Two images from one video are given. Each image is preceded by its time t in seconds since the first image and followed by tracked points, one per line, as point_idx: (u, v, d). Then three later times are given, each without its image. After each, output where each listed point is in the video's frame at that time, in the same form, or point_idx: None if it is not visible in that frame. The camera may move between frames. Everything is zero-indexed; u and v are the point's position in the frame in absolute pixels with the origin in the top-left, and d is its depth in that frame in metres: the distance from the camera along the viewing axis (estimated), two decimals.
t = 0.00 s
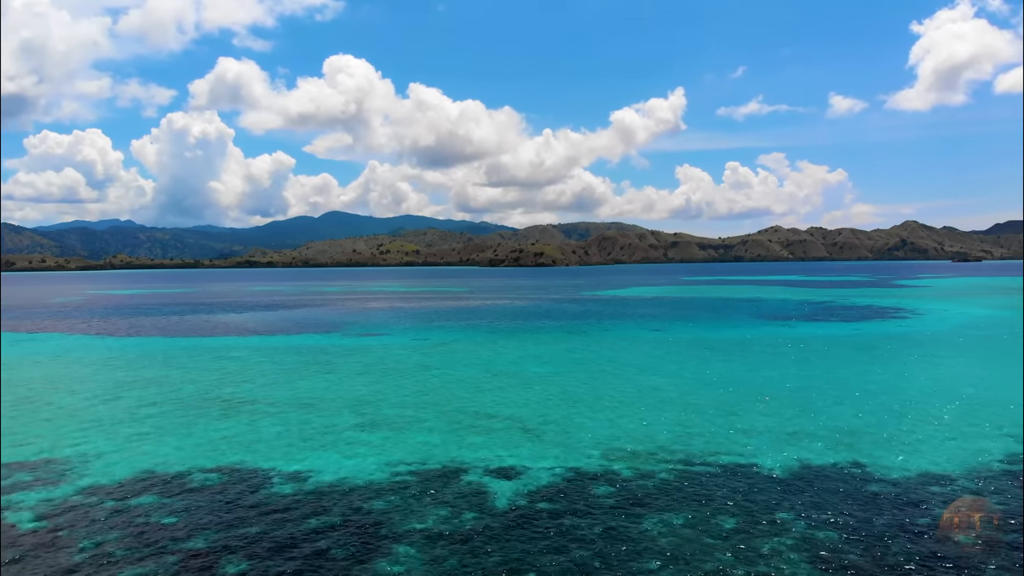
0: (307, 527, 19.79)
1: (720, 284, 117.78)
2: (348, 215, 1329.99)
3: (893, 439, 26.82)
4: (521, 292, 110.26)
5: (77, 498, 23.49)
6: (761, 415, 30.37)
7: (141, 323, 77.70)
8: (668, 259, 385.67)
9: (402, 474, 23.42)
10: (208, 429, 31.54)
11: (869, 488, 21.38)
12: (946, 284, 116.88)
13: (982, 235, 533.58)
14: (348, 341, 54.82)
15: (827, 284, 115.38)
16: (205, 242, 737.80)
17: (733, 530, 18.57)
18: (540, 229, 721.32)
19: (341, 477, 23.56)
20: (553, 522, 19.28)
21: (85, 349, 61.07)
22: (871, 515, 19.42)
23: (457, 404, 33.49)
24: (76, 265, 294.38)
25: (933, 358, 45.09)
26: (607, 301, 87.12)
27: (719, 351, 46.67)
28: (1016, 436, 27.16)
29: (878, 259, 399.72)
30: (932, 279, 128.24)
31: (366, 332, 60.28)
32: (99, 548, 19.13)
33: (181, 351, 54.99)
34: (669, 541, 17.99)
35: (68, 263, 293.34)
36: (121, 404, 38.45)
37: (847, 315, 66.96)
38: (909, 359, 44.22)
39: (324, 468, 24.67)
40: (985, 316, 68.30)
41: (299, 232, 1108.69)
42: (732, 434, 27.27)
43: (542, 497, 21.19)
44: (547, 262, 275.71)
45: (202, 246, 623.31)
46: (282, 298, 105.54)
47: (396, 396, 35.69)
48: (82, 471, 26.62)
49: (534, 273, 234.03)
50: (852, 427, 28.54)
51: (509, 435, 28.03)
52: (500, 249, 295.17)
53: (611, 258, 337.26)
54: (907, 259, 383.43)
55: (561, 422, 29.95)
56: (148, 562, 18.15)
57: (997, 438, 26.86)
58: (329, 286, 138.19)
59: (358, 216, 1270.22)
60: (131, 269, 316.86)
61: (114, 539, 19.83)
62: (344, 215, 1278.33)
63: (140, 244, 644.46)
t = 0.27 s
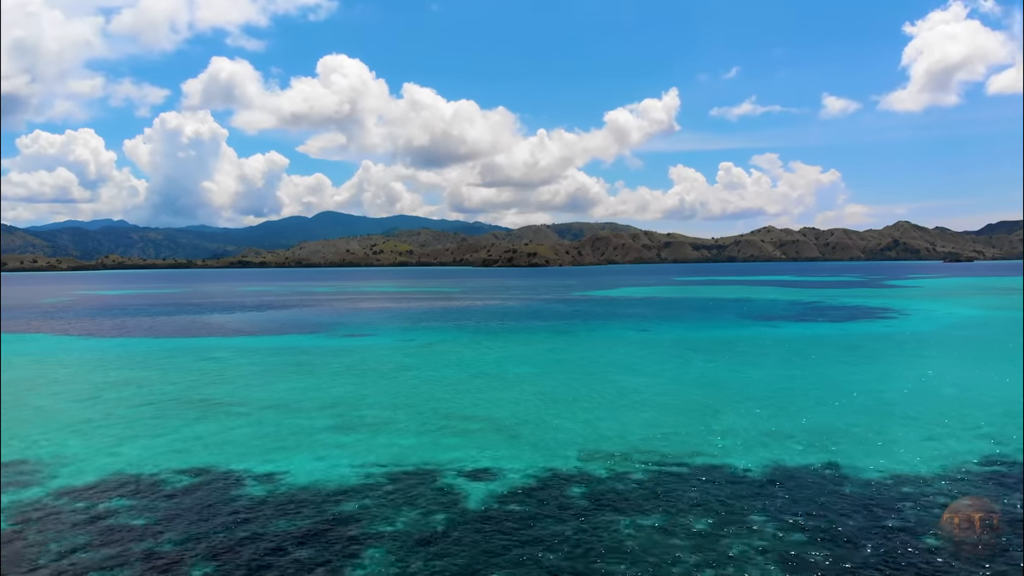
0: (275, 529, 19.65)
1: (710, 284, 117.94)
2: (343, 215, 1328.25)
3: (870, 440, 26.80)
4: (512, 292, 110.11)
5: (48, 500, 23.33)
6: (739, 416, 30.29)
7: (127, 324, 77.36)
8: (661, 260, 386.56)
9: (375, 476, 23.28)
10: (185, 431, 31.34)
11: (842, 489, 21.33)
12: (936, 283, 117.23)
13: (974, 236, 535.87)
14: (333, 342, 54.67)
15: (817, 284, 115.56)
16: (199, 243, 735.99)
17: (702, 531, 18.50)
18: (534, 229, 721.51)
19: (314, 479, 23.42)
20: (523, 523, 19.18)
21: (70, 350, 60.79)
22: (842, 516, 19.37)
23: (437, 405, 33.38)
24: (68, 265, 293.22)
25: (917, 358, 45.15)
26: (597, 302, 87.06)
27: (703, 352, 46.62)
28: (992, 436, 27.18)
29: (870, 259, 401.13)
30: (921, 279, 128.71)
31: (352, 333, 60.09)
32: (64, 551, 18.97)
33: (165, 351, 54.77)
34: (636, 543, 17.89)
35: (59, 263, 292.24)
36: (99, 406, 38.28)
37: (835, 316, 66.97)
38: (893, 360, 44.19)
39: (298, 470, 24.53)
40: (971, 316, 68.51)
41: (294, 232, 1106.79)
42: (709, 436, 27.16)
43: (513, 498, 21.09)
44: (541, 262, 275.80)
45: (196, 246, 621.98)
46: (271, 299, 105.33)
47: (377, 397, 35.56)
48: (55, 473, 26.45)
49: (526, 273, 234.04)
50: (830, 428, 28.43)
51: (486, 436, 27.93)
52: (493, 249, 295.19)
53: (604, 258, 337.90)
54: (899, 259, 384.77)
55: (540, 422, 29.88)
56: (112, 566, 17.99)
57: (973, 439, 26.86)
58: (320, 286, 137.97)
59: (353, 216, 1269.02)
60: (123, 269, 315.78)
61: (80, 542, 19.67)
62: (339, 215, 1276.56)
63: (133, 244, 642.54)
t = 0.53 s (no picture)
0: (250, 531, 19.54)
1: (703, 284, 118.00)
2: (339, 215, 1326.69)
3: (852, 441, 26.77)
4: (504, 292, 109.96)
5: (24, 501, 23.15)
6: (723, 417, 30.22)
7: (116, 324, 77.03)
8: (655, 260, 386.85)
9: (353, 478, 23.18)
10: (167, 432, 31.17)
11: (820, 491, 21.29)
12: (928, 283, 117.45)
13: (968, 235, 537.44)
14: (322, 342, 54.46)
15: (809, 283, 115.68)
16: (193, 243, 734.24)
17: (676, 534, 18.46)
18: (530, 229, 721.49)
19: (292, 481, 23.28)
20: (498, 527, 19.11)
21: (56, 350, 60.46)
22: (818, 518, 19.32)
23: (422, 405, 33.24)
24: (61, 265, 292.31)
25: (905, 358, 45.15)
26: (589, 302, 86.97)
27: (692, 353, 46.57)
28: (975, 437, 27.16)
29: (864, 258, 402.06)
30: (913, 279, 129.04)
31: (341, 333, 59.88)
32: (37, 552, 18.80)
33: (152, 352, 54.50)
34: (610, 546, 17.84)
35: (52, 264, 291.18)
36: (83, 406, 38.05)
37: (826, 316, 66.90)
38: (880, 360, 44.18)
39: (277, 471, 24.40)
40: (962, 316, 68.60)
41: (289, 232, 1104.97)
42: (692, 437, 27.10)
43: (491, 501, 21.00)
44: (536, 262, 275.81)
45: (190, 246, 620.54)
46: (263, 299, 105.06)
47: (362, 398, 35.43)
48: (34, 474, 26.27)
49: (521, 273, 233.79)
50: (813, 429, 28.38)
51: (468, 437, 27.82)
52: (488, 249, 295.07)
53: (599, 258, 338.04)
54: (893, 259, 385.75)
55: (523, 423, 29.77)
56: (82, 565, 17.84)
57: (955, 440, 26.84)
58: (313, 286, 137.80)
59: (348, 216, 1267.63)
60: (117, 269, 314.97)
61: (53, 543, 19.50)
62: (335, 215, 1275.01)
63: (127, 244, 640.79)
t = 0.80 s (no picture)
0: (218, 533, 19.39)
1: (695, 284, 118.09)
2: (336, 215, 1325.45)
3: (830, 442, 26.67)
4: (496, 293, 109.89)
5: None
6: (703, 418, 30.14)
7: (104, 325, 76.81)
8: (650, 260, 387.27)
9: (326, 481, 23.00)
10: (144, 434, 30.99)
11: (794, 493, 21.12)
12: (919, 283, 117.71)
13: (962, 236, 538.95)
14: (308, 343, 54.29)
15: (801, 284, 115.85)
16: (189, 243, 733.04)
17: (646, 536, 18.31)
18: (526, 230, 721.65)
19: (265, 484, 23.14)
20: (468, 529, 18.94)
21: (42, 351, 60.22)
22: (790, 520, 19.18)
23: (402, 407, 33.11)
24: (54, 265, 291.46)
25: (890, 358, 45.14)
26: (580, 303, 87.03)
27: (677, 353, 46.53)
28: (954, 437, 27.06)
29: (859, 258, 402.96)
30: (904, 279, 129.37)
31: (328, 333, 59.73)
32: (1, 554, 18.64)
33: (138, 353, 54.28)
34: (579, 549, 17.67)
35: (45, 264, 290.48)
36: (63, 407, 37.86)
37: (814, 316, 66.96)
38: (864, 360, 44.19)
39: (250, 474, 24.26)
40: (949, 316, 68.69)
41: (285, 232, 1103.60)
42: (670, 438, 27.02)
43: (462, 502, 20.89)
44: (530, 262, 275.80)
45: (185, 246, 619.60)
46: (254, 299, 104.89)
47: (343, 399, 35.28)
48: (7, 476, 26.10)
49: (515, 273, 233.85)
50: (792, 430, 28.30)
51: (445, 438, 27.69)
52: (483, 249, 295.06)
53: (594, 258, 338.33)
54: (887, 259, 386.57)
55: (502, 425, 29.66)
56: (45, 568, 17.64)
57: (934, 441, 26.73)
58: (305, 286, 137.69)
59: (345, 216, 1266.76)
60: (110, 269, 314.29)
61: (19, 546, 19.35)
62: (331, 215, 1273.26)
63: (122, 244, 639.48)
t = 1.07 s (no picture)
0: (191, 536, 19.22)
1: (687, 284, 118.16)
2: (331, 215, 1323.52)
3: (812, 443, 26.57)
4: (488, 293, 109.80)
5: None
6: (686, 418, 30.03)
7: (92, 325, 76.44)
8: (645, 260, 387.62)
9: (303, 483, 22.85)
10: (124, 435, 30.79)
11: (773, 494, 21.01)
12: (910, 283, 118.00)
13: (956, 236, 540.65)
14: (295, 343, 54.06)
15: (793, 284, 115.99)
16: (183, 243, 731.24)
17: (622, 538, 18.21)
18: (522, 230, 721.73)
19: (242, 486, 22.98)
20: (443, 532, 18.80)
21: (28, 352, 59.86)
22: (767, 522, 19.07)
23: (386, 407, 32.92)
24: (47, 265, 290.38)
25: (877, 359, 45.08)
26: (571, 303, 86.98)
27: (665, 353, 46.45)
28: (936, 437, 26.96)
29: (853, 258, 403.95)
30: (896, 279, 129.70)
31: (316, 334, 59.48)
32: None
33: (124, 354, 53.98)
34: (554, 552, 17.55)
35: (38, 264, 289.23)
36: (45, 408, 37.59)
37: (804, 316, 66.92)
38: (851, 360, 44.16)
39: (228, 476, 24.10)
40: (939, 316, 68.71)
41: (281, 232, 1101.75)
42: (652, 439, 26.90)
43: (440, 504, 20.75)
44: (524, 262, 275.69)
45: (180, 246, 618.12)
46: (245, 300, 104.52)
47: (327, 399, 35.07)
48: None
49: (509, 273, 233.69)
50: (775, 430, 28.21)
51: (427, 438, 27.53)
52: (478, 249, 294.89)
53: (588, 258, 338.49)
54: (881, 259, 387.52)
55: (484, 425, 29.50)
56: (15, 571, 17.47)
57: (916, 441, 26.62)
58: (297, 286, 137.39)
59: (340, 216, 1265.35)
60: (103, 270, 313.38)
61: None
62: (326, 215, 1271.32)
63: (116, 244, 637.51)
